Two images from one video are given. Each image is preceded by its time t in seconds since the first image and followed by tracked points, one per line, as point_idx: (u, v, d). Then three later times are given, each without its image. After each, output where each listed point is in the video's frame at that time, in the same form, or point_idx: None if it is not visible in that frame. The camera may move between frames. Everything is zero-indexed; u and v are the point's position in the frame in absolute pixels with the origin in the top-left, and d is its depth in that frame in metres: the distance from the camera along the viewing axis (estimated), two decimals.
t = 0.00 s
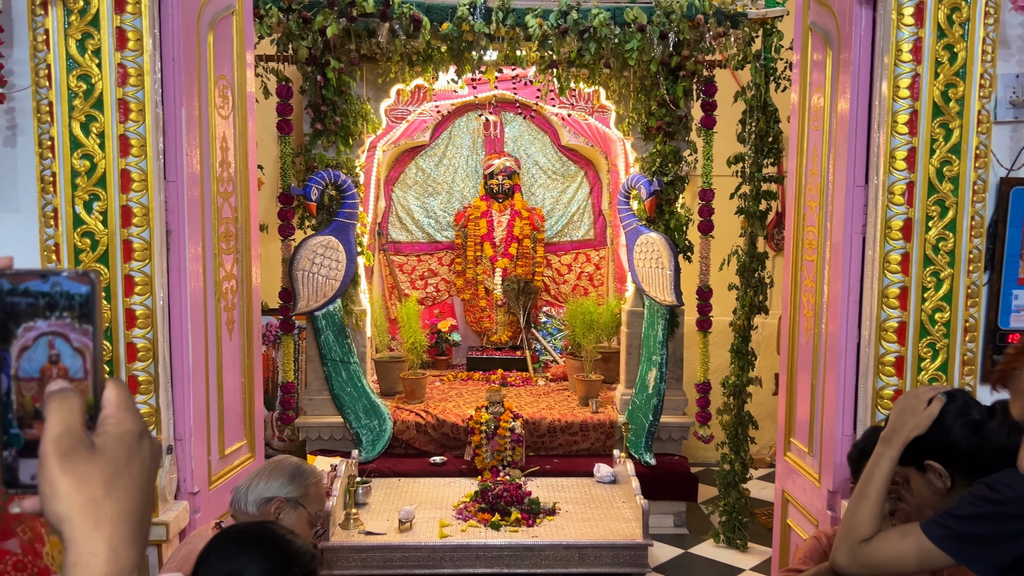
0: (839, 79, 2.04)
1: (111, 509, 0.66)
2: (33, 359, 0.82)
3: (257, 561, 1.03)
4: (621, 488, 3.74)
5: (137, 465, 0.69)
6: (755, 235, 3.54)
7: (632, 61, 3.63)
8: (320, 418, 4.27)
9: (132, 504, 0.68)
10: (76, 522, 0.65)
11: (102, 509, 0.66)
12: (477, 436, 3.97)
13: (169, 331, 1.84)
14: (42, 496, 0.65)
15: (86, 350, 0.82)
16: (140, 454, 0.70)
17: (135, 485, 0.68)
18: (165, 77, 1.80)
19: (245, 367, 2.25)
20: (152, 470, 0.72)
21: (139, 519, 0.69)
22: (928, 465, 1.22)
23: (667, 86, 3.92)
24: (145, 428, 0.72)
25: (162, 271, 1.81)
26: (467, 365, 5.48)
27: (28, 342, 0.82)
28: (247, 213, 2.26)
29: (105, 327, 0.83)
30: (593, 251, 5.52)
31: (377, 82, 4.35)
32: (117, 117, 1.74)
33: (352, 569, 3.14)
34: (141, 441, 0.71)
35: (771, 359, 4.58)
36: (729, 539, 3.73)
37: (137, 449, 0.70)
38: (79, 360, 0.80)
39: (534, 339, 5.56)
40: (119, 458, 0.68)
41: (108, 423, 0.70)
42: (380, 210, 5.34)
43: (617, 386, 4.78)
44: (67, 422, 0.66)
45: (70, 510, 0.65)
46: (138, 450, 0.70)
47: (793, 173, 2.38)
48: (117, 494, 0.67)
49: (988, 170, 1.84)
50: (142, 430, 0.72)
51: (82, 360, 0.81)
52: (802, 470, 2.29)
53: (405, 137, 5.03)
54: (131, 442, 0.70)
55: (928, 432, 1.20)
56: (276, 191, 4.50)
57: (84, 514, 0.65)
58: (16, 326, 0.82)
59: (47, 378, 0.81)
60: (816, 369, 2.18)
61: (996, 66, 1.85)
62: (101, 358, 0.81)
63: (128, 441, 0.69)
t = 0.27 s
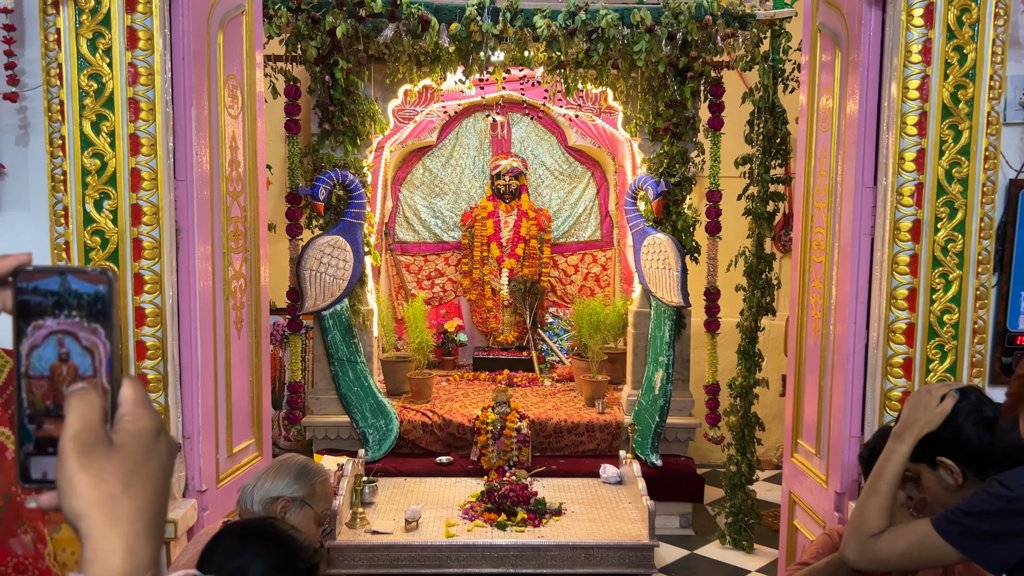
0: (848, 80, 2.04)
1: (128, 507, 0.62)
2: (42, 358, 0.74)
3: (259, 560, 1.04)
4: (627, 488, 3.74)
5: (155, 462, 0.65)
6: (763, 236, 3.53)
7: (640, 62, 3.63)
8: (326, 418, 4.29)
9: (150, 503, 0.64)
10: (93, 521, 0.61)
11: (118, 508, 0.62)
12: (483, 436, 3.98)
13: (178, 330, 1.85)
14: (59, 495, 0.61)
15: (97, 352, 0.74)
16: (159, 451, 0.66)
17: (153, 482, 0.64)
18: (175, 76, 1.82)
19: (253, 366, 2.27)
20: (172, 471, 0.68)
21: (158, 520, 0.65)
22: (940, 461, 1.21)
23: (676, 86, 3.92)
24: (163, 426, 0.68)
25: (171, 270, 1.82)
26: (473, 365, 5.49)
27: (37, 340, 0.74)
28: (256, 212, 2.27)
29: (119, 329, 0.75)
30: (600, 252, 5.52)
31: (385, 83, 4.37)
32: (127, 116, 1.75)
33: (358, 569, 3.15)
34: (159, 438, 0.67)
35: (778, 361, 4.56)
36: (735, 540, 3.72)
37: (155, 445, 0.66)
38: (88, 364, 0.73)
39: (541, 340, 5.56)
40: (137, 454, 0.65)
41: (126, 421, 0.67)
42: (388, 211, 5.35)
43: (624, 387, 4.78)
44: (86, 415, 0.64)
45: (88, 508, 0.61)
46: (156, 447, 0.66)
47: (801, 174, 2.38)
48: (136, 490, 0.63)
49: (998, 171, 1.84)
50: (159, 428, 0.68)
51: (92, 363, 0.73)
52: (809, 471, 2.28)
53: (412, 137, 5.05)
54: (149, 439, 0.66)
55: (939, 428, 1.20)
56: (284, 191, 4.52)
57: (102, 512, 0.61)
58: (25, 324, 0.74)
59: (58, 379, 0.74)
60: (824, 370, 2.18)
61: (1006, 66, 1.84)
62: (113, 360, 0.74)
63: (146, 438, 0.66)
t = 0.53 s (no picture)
0: (856, 83, 2.03)
1: (145, 512, 0.62)
2: (58, 366, 0.69)
3: (265, 560, 1.04)
4: (633, 491, 3.73)
5: (173, 468, 0.65)
6: (769, 239, 3.52)
7: (647, 65, 3.62)
8: (331, 418, 4.30)
9: (168, 509, 0.63)
10: (110, 526, 0.61)
11: (137, 513, 0.61)
12: (488, 437, 3.98)
13: (186, 331, 1.86)
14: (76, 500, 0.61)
15: (115, 361, 0.69)
16: (176, 457, 0.66)
17: (171, 488, 0.64)
18: (184, 77, 1.83)
19: (260, 366, 2.27)
20: (188, 477, 0.67)
21: (175, 526, 0.64)
22: (955, 464, 1.23)
23: (683, 88, 3.91)
24: (180, 432, 0.68)
25: (179, 271, 1.82)
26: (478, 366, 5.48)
27: (52, 348, 0.69)
28: (263, 213, 2.28)
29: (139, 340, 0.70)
30: (605, 253, 5.52)
31: (392, 84, 4.37)
32: (136, 117, 1.75)
33: (363, 570, 3.16)
34: (176, 445, 0.67)
35: (784, 364, 4.55)
36: (740, 544, 3.71)
37: (173, 451, 0.66)
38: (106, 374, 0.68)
39: (546, 341, 5.56)
40: (156, 459, 0.64)
41: (143, 427, 0.66)
42: (393, 212, 5.36)
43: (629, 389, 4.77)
44: (105, 420, 0.63)
45: (107, 513, 0.60)
46: (173, 453, 0.66)
47: (808, 177, 2.38)
48: (153, 495, 0.62)
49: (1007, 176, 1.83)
50: (177, 434, 0.68)
51: (110, 373, 0.68)
52: (816, 475, 2.27)
53: (418, 138, 5.06)
54: (167, 445, 0.66)
55: (956, 431, 1.21)
56: (290, 191, 4.52)
57: (120, 518, 0.61)
58: (40, 331, 0.69)
59: (75, 388, 0.69)
60: (831, 374, 2.17)
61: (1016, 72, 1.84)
62: (132, 370, 0.69)
63: (164, 444, 0.66)
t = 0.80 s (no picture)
0: (865, 88, 2.03)
1: (175, 515, 0.58)
2: (86, 371, 0.68)
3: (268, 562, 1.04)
4: (637, 495, 3.73)
5: (204, 472, 0.62)
6: (774, 243, 3.52)
7: (654, 68, 3.62)
8: (335, 420, 4.30)
9: (198, 514, 0.60)
10: (140, 529, 0.57)
11: (167, 516, 0.58)
12: (492, 440, 3.98)
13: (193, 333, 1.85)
14: (107, 500, 0.58)
15: (143, 366, 0.68)
16: (207, 461, 0.63)
17: (201, 492, 0.61)
18: (194, 79, 1.82)
19: (266, 368, 2.27)
20: (218, 484, 0.64)
21: (203, 532, 0.61)
22: (979, 461, 1.18)
23: (688, 92, 3.91)
24: (211, 437, 0.65)
25: (187, 272, 1.81)
26: (481, 369, 5.48)
27: (80, 354, 0.68)
28: (270, 215, 2.28)
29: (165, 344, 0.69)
30: (608, 256, 5.52)
31: (397, 87, 4.37)
32: (146, 119, 1.75)
33: (367, 572, 3.16)
34: (208, 449, 0.64)
35: (788, 368, 4.55)
36: (744, 548, 3.70)
37: (204, 457, 0.63)
38: (133, 378, 0.67)
39: (549, 344, 5.56)
40: (187, 462, 0.61)
41: (174, 431, 0.63)
42: (397, 214, 5.36)
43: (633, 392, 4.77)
44: (138, 421, 0.60)
45: (136, 514, 0.57)
46: (204, 457, 0.63)
47: (816, 182, 2.37)
48: (184, 499, 0.59)
49: (1016, 181, 1.82)
50: (208, 439, 0.65)
51: (137, 378, 0.67)
52: (823, 480, 2.27)
53: (423, 141, 5.08)
54: (198, 449, 0.63)
55: (983, 430, 1.16)
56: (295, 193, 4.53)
57: (149, 520, 0.57)
58: (68, 337, 0.68)
59: (102, 394, 0.68)
60: (839, 379, 2.16)
61: None
62: (159, 374, 0.67)
63: (195, 448, 0.63)
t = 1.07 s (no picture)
0: (876, 91, 2.02)
1: (216, 522, 0.57)
2: (128, 377, 0.67)
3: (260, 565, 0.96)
4: (641, 498, 3.72)
5: (244, 479, 0.61)
6: (780, 247, 3.51)
7: (661, 71, 3.62)
8: (338, 422, 4.29)
9: (239, 521, 0.59)
10: (180, 536, 0.56)
11: (207, 522, 0.57)
12: (495, 442, 3.97)
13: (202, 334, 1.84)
14: (147, 504, 0.57)
15: (185, 372, 0.66)
16: (248, 469, 0.62)
17: (242, 499, 0.59)
18: (203, 79, 1.81)
19: (273, 370, 2.26)
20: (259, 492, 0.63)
21: (244, 539, 0.60)
22: None
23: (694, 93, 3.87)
24: (252, 444, 0.64)
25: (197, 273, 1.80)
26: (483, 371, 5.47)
27: (122, 359, 0.67)
28: (278, 217, 2.27)
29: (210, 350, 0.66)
30: (611, 259, 5.51)
31: (402, 88, 4.36)
32: (156, 119, 1.74)
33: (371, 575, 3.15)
34: (249, 456, 0.63)
35: (792, 372, 4.54)
36: (748, 551, 3.69)
37: (245, 463, 0.62)
38: (174, 383, 0.65)
39: (551, 346, 5.55)
40: (227, 469, 0.60)
41: (214, 437, 0.62)
42: (400, 215, 5.35)
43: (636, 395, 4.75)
44: (178, 426, 0.59)
45: (176, 519, 0.56)
46: (245, 464, 0.62)
47: (825, 185, 2.37)
48: (226, 505, 0.58)
49: None
50: (249, 446, 0.64)
51: (178, 384, 0.65)
52: (831, 484, 2.26)
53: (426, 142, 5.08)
54: (239, 455, 0.62)
55: None
56: (299, 194, 4.52)
57: (189, 527, 0.56)
58: (110, 342, 0.67)
59: (143, 401, 0.67)
60: (849, 383, 2.15)
61: None
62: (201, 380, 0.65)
63: (236, 454, 0.61)
